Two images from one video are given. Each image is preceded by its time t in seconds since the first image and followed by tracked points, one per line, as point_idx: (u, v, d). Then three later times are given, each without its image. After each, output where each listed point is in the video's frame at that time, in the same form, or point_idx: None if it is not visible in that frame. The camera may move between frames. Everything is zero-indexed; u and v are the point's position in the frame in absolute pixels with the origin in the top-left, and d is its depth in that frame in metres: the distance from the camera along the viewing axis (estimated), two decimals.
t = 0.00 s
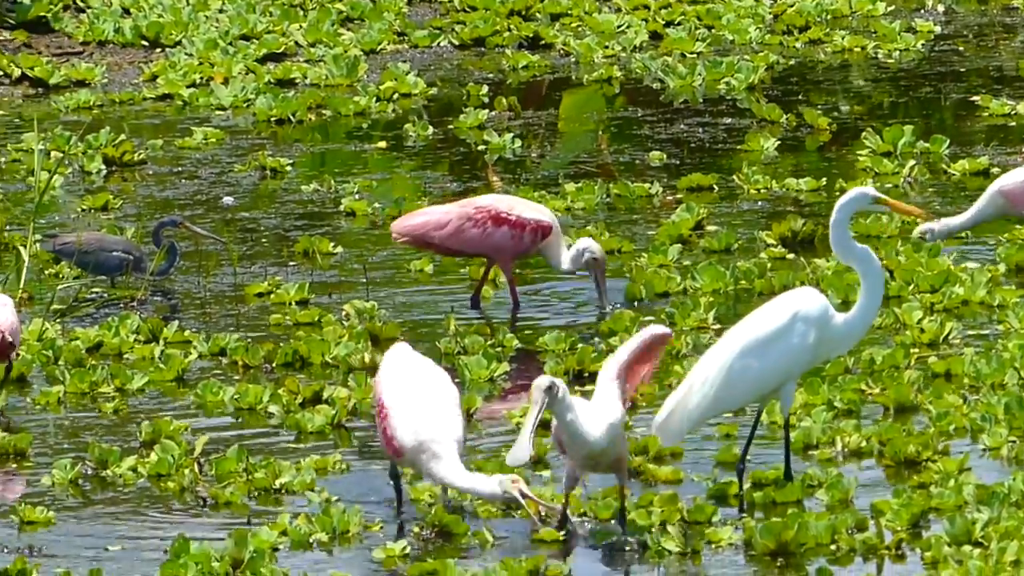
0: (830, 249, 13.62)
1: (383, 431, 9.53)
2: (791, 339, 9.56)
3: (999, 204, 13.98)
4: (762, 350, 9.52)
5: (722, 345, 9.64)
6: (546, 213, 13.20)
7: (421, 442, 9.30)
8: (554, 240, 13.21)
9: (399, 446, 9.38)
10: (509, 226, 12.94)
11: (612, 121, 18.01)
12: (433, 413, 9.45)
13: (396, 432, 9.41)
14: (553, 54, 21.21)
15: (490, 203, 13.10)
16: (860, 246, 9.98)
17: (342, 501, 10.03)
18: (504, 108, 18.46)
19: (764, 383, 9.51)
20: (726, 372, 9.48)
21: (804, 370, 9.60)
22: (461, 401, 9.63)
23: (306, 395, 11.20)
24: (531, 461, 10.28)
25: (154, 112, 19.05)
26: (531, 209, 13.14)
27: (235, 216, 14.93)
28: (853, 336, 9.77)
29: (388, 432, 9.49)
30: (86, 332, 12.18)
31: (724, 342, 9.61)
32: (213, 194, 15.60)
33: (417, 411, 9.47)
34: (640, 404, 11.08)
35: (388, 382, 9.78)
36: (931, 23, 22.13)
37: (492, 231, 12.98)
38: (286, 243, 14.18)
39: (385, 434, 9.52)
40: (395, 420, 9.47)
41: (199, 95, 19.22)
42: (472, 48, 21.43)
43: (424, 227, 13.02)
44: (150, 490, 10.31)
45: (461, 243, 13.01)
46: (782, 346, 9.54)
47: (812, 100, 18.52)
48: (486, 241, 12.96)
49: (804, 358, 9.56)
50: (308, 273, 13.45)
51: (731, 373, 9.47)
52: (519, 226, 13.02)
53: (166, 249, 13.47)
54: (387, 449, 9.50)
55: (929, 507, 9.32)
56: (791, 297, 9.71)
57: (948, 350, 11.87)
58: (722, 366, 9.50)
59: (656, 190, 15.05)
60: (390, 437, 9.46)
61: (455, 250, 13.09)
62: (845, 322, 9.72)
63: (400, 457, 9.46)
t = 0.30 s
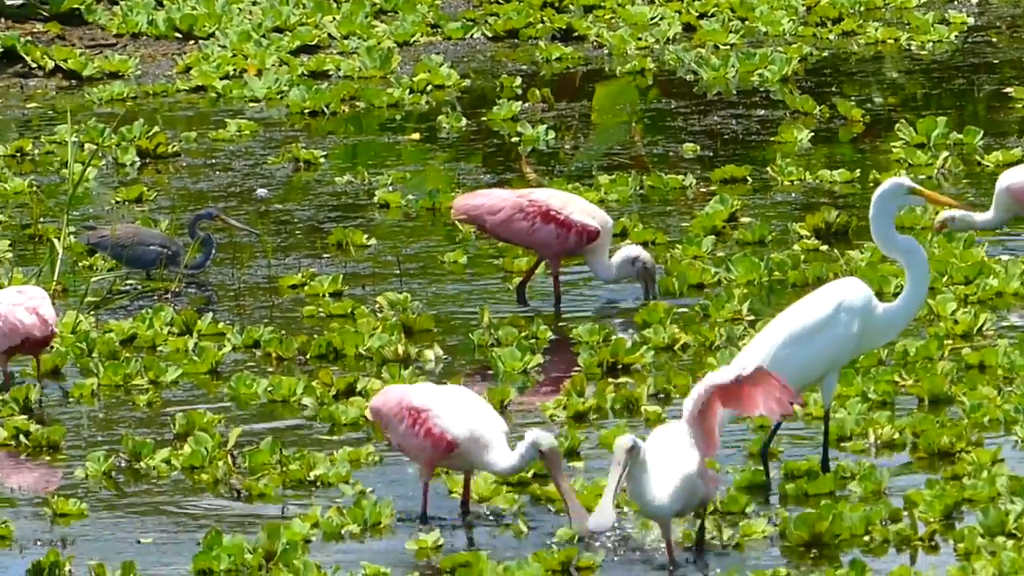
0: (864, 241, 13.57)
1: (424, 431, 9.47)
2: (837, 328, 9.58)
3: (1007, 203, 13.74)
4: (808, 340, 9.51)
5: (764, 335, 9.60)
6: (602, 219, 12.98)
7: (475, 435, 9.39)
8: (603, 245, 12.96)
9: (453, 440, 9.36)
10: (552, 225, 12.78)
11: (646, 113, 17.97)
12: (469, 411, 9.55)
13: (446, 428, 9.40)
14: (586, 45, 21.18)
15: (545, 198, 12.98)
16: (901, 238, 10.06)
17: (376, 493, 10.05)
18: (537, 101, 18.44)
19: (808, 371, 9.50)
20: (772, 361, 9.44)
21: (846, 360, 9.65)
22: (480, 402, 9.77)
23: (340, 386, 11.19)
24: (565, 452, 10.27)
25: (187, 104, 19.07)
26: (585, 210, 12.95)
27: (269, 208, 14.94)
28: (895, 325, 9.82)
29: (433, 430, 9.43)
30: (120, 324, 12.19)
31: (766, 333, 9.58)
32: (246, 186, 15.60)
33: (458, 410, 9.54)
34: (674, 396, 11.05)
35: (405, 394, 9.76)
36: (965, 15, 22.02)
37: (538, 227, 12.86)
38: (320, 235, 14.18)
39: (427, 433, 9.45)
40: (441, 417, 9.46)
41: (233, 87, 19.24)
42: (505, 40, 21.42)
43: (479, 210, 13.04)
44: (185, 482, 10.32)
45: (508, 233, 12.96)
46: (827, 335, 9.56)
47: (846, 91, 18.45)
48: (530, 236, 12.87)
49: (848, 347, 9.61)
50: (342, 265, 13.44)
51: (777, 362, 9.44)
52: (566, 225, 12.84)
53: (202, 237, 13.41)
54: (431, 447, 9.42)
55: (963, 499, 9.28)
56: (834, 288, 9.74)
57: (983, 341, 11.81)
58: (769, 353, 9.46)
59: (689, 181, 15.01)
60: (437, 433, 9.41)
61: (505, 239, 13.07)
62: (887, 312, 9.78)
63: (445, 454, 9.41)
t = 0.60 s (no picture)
0: (889, 231, 13.53)
1: (429, 436, 9.37)
2: (868, 318, 9.59)
3: (1007, 188, 14.14)
4: (840, 327, 9.54)
5: (798, 320, 9.63)
6: (639, 208, 12.97)
7: (477, 439, 9.27)
8: (642, 234, 12.97)
9: (454, 446, 9.27)
10: (591, 216, 12.78)
11: (671, 103, 17.95)
12: (475, 407, 9.42)
13: (449, 434, 9.30)
14: (612, 35, 21.16)
15: (582, 189, 12.97)
16: (932, 227, 10.01)
17: (402, 482, 10.08)
18: (563, 91, 18.42)
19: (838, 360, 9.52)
20: (803, 346, 9.48)
21: (877, 349, 9.66)
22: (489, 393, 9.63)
23: (366, 376, 11.19)
24: (591, 442, 10.27)
25: (213, 94, 19.09)
26: (622, 200, 12.95)
27: (294, 197, 14.95)
28: (927, 314, 9.82)
29: (436, 436, 9.34)
30: (145, 315, 12.22)
31: (800, 319, 9.60)
32: (272, 176, 15.61)
33: (462, 409, 9.39)
34: (699, 387, 11.05)
35: (415, 390, 9.62)
36: (992, 5, 21.94)
37: (577, 219, 12.85)
38: (345, 226, 14.18)
39: (432, 439, 9.36)
40: (443, 421, 9.35)
41: (258, 78, 19.27)
42: (531, 30, 21.42)
43: (515, 203, 12.99)
44: (210, 472, 10.34)
45: (546, 225, 12.94)
46: (859, 325, 9.57)
47: (871, 81, 18.41)
48: (569, 228, 12.85)
49: (879, 337, 9.62)
50: (367, 256, 13.44)
51: (808, 347, 9.47)
52: (606, 217, 12.84)
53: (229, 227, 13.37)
54: (437, 454, 9.35)
55: (988, 489, 9.25)
56: (867, 277, 9.74)
57: (1009, 332, 11.77)
58: (800, 340, 9.47)
59: (715, 171, 14.99)
60: (440, 440, 9.32)
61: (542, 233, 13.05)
62: (920, 301, 9.77)
63: (451, 459, 9.34)
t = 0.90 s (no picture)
0: (909, 219, 13.50)
1: (461, 429, 9.36)
2: (888, 307, 9.57)
3: None
4: (860, 316, 9.52)
5: (816, 312, 9.60)
6: (654, 197, 12.82)
7: (514, 430, 9.32)
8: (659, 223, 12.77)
9: (494, 439, 9.30)
10: (598, 207, 12.77)
11: (692, 91, 17.93)
12: (503, 398, 9.46)
13: (486, 426, 9.32)
14: (631, 25, 21.13)
15: (601, 180, 12.97)
16: (950, 216, 10.01)
17: (422, 472, 10.09)
18: (583, 79, 18.41)
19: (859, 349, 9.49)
20: (826, 336, 9.43)
21: (897, 338, 9.64)
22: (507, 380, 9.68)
23: (386, 364, 11.19)
24: (611, 431, 10.27)
25: (233, 83, 19.12)
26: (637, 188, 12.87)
27: (314, 186, 14.95)
28: (946, 303, 9.81)
29: (471, 429, 9.35)
30: (165, 303, 12.23)
31: (819, 311, 9.55)
32: (292, 165, 15.62)
33: (494, 401, 9.42)
34: (720, 375, 11.05)
35: (433, 381, 9.57)
36: None
37: (590, 210, 12.87)
38: (366, 214, 14.19)
39: (465, 432, 9.35)
40: (478, 414, 9.35)
41: (279, 66, 19.29)
42: (551, 19, 21.41)
43: (540, 193, 13.12)
44: (231, 460, 10.36)
45: (566, 216, 13.02)
46: (879, 314, 9.55)
47: (892, 70, 18.37)
48: (583, 219, 12.89)
49: (899, 326, 9.60)
50: (387, 244, 13.44)
51: (831, 338, 9.43)
52: (615, 208, 12.81)
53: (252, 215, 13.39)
54: (471, 447, 9.35)
55: (1008, 478, 9.23)
56: (885, 266, 9.72)
57: None
58: (821, 331, 9.43)
59: (735, 160, 14.97)
60: (475, 433, 9.33)
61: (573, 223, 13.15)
62: (938, 289, 9.76)
63: (485, 451, 9.36)
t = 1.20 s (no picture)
0: (929, 207, 13.47)
1: (485, 415, 9.31)
2: (904, 294, 9.54)
3: None
4: (876, 305, 9.49)
5: (833, 302, 9.59)
6: (686, 185, 12.81)
7: (539, 414, 9.27)
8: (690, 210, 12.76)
9: (519, 422, 9.26)
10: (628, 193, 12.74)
11: (711, 78, 17.91)
12: (525, 385, 9.41)
13: (511, 410, 9.27)
14: (651, 12, 21.10)
15: (630, 168, 12.94)
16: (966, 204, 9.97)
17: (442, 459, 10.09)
18: (603, 67, 18.40)
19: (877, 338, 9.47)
20: (842, 326, 9.43)
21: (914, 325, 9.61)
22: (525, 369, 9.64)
23: (405, 352, 11.17)
24: (630, 418, 10.27)
25: (253, 70, 19.13)
26: (668, 176, 12.86)
27: (334, 173, 14.95)
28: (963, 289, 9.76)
29: (496, 413, 9.29)
30: (185, 291, 12.23)
31: (836, 300, 9.55)
32: (312, 152, 15.62)
33: (514, 385, 9.39)
34: (739, 362, 11.05)
35: (448, 370, 9.52)
36: None
37: (621, 197, 12.83)
38: (385, 201, 14.18)
39: (489, 417, 9.30)
40: (501, 398, 9.31)
41: (298, 54, 19.32)
42: (571, 7, 21.40)
43: (571, 185, 13.09)
44: (250, 448, 10.36)
45: (596, 206, 12.98)
46: (895, 301, 9.52)
47: (911, 57, 18.33)
48: (614, 207, 12.85)
49: (916, 313, 9.57)
50: (407, 232, 13.44)
51: (848, 327, 9.42)
52: (648, 194, 12.77)
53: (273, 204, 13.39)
54: (496, 432, 9.29)
55: None
56: (901, 253, 9.68)
57: None
58: (838, 322, 9.42)
59: (754, 147, 14.95)
60: (501, 417, 9.28)
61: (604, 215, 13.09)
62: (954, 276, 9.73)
63: (510, 436, 9.31)
